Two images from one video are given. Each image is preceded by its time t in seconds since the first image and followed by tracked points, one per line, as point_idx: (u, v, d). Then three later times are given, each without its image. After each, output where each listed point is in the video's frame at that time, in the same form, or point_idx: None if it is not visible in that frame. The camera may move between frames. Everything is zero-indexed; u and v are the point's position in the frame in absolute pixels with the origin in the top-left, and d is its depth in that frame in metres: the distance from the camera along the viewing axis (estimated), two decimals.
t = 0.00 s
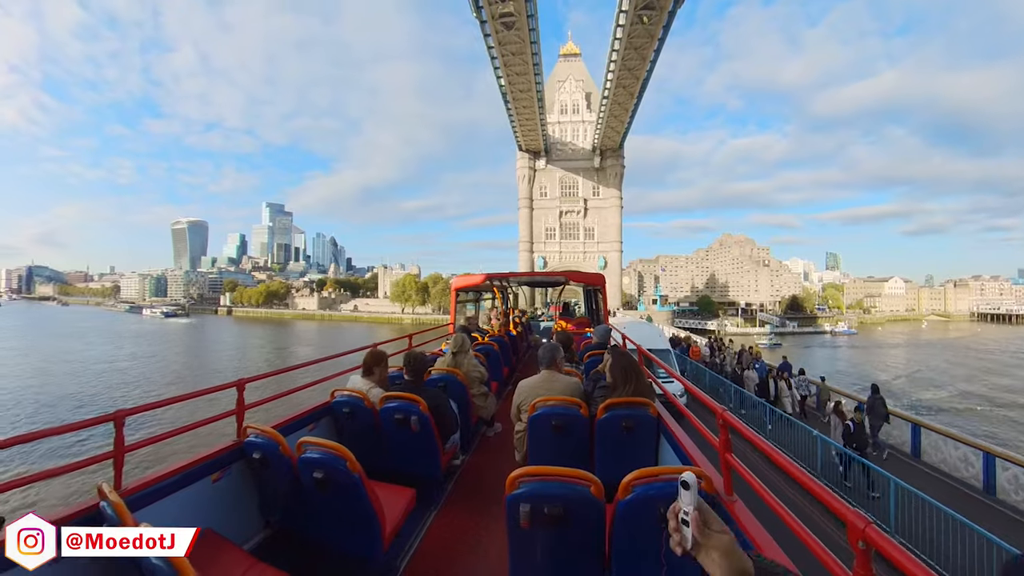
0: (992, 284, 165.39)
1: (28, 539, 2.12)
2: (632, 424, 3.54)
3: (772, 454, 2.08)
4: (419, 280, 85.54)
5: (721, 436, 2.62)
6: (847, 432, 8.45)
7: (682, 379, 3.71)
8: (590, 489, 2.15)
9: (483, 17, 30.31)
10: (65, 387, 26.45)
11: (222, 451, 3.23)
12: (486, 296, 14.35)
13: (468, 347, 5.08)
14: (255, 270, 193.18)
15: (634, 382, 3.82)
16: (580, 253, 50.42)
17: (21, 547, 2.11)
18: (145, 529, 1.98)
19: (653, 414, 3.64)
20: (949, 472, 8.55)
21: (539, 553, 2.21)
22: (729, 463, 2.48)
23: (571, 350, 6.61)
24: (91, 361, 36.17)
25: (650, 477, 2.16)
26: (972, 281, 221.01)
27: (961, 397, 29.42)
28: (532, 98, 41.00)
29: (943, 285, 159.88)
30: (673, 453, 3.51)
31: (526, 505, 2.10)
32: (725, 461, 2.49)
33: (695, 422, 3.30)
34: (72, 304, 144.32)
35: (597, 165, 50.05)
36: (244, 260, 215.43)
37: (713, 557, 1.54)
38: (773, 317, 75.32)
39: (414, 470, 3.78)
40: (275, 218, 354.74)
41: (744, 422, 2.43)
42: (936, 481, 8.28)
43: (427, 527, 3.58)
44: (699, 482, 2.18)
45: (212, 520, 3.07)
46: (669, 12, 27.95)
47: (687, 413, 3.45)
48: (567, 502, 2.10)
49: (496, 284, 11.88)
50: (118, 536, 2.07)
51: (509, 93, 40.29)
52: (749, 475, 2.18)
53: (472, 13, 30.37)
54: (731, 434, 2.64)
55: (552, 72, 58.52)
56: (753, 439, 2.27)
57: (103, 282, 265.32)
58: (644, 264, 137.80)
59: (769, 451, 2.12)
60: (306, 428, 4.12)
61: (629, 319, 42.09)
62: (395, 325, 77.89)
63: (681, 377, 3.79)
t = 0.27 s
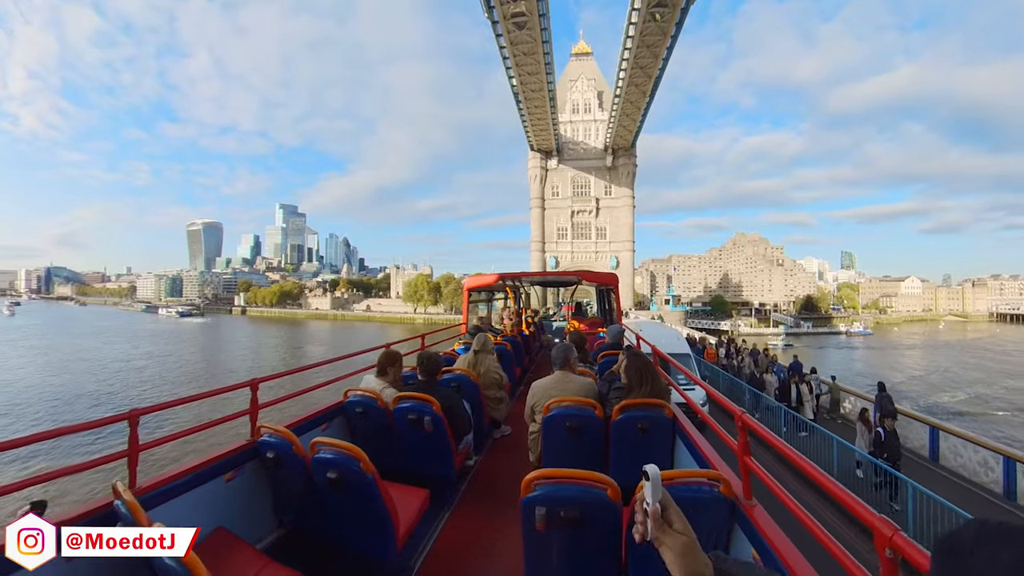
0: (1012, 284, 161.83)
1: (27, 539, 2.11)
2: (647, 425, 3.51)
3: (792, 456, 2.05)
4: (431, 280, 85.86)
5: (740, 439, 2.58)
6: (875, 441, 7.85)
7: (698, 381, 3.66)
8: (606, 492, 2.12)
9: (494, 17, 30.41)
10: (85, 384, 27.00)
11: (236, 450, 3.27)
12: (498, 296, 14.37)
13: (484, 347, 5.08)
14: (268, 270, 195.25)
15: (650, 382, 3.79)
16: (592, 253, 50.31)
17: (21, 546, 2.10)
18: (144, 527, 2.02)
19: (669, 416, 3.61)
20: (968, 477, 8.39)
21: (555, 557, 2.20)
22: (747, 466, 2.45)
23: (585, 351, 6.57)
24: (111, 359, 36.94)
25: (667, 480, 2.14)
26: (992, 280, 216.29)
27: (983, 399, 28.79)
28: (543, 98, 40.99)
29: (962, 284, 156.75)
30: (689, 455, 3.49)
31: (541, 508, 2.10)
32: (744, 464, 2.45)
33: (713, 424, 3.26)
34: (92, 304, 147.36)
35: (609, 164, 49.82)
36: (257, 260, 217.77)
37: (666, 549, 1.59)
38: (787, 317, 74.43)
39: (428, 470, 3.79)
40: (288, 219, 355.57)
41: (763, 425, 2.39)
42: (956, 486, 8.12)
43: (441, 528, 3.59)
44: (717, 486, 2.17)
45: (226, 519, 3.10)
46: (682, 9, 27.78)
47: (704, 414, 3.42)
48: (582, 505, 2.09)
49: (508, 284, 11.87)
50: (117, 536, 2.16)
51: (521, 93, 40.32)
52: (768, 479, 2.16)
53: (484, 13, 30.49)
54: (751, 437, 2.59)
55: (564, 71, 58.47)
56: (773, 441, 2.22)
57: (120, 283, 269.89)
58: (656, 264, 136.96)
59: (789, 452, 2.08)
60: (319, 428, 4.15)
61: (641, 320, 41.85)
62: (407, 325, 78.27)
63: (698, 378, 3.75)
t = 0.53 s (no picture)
0: None
1: (27, 539, 2.06)
2: (661, 427, 3.51)
3: (808, 459, 2.03)
4: (443, 280, 86.12)
5: (756, 440, 2.56)
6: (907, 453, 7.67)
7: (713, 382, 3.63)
8: (621, 494, 2.11)
9: (506, 17, 30.49)
10: (105, 382, 27.52)
11: (249, 449, 3.30)
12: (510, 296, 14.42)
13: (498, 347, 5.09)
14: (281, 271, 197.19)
15: (664, 383, 3.76)
16: (603, 253, 50.12)
17: (21, 547, 2.06)
18: (145, 529, 2.10)
19: (682, 417, 3.60)
20: (987, 480, 8.28)
21: (568, 559, 2.20)
22: (763, 469, 2.42)
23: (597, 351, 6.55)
24: (128, 358, 37.56)
25: (682, 483, 2.12)
26: (1013, 279, 211.73)
27: (1005, 402, 28.16)
28: (555, 97, 40.98)
29: (981, 285, 153.52)
30: (702, 457, 3.48)
31: (554, 510, 2.09)
32: (760, 467, 2.42)
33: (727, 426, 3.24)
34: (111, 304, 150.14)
35: (621, 163, 49.59)
36: (270, 261, 220.22)
37: None
38: (801, 317, 73.52)
39: (441, 470, 3.80)
40: (300, 220, 354.86)
41: (778, 426, 2.37)
42: (975, 492, 7.99)
43: (453, 528, 3.59)
44: (732, 489, 2.16)
45: (239, 517, 3.13)
46: (694, 6, 27.63)
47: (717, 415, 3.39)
48: (596, 508, 2.09)
49: (520, 283, 11.88)
50: (115, 536, 2.25)
51: (533, 92, 40.34)
52: (782, 479, 2.15)
53: (496, 14, 30.60)
54: (765, 439, 2.57)
55: (576, 70, 58.44)
56: (789, 443, 2.20)
57: (136, 283, 274.75)
58: (668, 263, 136.12)
59: (805, 455, 2.06)
60: (332, 427, 4.18)
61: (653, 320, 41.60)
62: (419, 325, 78.63)
63: (713, 380, 3.72)
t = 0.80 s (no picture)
0: None
1: (26, 539, 2.08)
2: (671, 428, 3.49)
3: (818, 460, 2.01)
4: (453, 280, 86.29)
5: (767, 444, 2.52)
6: (937, 465, 7.33)
7: (726, 384, 3.59)
8: (630, 496, 2.10)
9: (516, 17, 30.54)
10: (121, 381, 27.96)
11: (261, 446, 3.34)
12: (520, 296, 14.46)
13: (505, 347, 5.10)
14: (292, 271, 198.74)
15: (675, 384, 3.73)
16: (614, 252, 49.94)
17: (21, 547, 2.08)
18: (143, 531, 2.29)
19: (693, 418, 3.58)
20: (1002, 485, 8.13)
21: (579, 559, 2.19)
22: (775, 471, 2.39)
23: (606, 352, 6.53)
24: (144, 357, 38.10)
25: (692, 485, 2.10)
26: None
27: None
28: (565, 97, 40.91)
29: (1000, 285, 150.58)
30: (713, 459, 3.44)
31: (564, 510, 2.08)
32: (771, 469, 2.40)
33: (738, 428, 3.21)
34: (127, 304, 152.61)
35: (631, 162, 49.36)
36: (281, 261, 222.21)
37: None
38: (814, 317, 72.69)
39: (452, 469, 3.81)
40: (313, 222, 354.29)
41: (790, 428, 2.34)
42: (991, 497, 7.89)
43: (462, 528, 3.59)
44: (744, 492, 2.13)
45: (251, 514, 3.16)
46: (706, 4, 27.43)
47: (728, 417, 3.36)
48: (605, 509, 2.08)
49: (530, 283, 11.89)
50: (112, 536, 2.37)
51: (543, 92, 40.33)
52: (793, 482, 2.13)
53: (506, 14, 30.68)
54: (777, 442, 2.53)
55: (586, 69, 58.35)
56: (800, 445, 2.18)
57: (150, 283, 278.79)
58: (678, 263, 135.34)
59: (816, 458, 2.04)
60: (343, 426, 4.21)
61: (665, 320, 41.39)
62: (430, 324, 78.97)
63: (722, 382, 3.71)
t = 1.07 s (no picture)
0: None
1: (26, 539, 2.08)
2: (684, 429, 3.47)
3: (827, 461, 2.00)
4: (465, 280, 86.48)
5: (781, 446, 2.49)
6: (973, 478, 6.90)
7: (740, 387, 3.55)
8: (642, 497, 2.08)
9: (528, 17, 30.56)
10: (137, 379, 28.38)
11: (273, 444, 3.36)
12: (532, 296, 14.49)
13: (512, 346, 5.12)
14: (304, 271, 200.58)
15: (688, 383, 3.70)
16: (626, 252, 49.74)
17: (21, 547, 2.09)
18: (144, 530, 2.42)
19: (705, 418, 3.56)
20: None
21: (590, 560, 2.18)
22: (788, 473, 2.36)
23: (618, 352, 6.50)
24: (160, 356, 38.69)
25: (705, 487, 2.08)
26: None
27: None
28: (577, 96, 40.86)
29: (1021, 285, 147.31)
30: (726, 460, 3.41)
31: (576, 510, 2.08)
32: (783, 471, 2.36)
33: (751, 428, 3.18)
34: (144, 303, 155.52)
35: (644, 161, 49.11)
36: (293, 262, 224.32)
37: None
38: (829, 318, 71.74)
39: (464, 468, 3.81)
40: (327, 223, 354.50)
41: (803, 429, 2.32)
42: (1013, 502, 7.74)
43: (473, 527, 3.61)
44: (756, 495, 2.10)
45: (265, 510, 3.19)
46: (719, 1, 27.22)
47: (742, 418, 3.33)
48: (617, 510, 2.07)
49: (542, 284, 11.89)
50: (113, 536, 2.40)
51: (554, 92, 40.32)
52: (807, 484, 2.10)
53: (518, 14, 30.75)
54: (791, 444, 2.51)
55: (598, 68, 58.23)
56: (813, 446, 2.15)
57: (165, 283, 283.21)
58: (691, 262, 134.32)
59: (830, 459, 2.01)
60: (356, 425, 4.24)
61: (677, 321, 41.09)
62: (442, 324, 79.38)
63: (736, 383, 3.67)
